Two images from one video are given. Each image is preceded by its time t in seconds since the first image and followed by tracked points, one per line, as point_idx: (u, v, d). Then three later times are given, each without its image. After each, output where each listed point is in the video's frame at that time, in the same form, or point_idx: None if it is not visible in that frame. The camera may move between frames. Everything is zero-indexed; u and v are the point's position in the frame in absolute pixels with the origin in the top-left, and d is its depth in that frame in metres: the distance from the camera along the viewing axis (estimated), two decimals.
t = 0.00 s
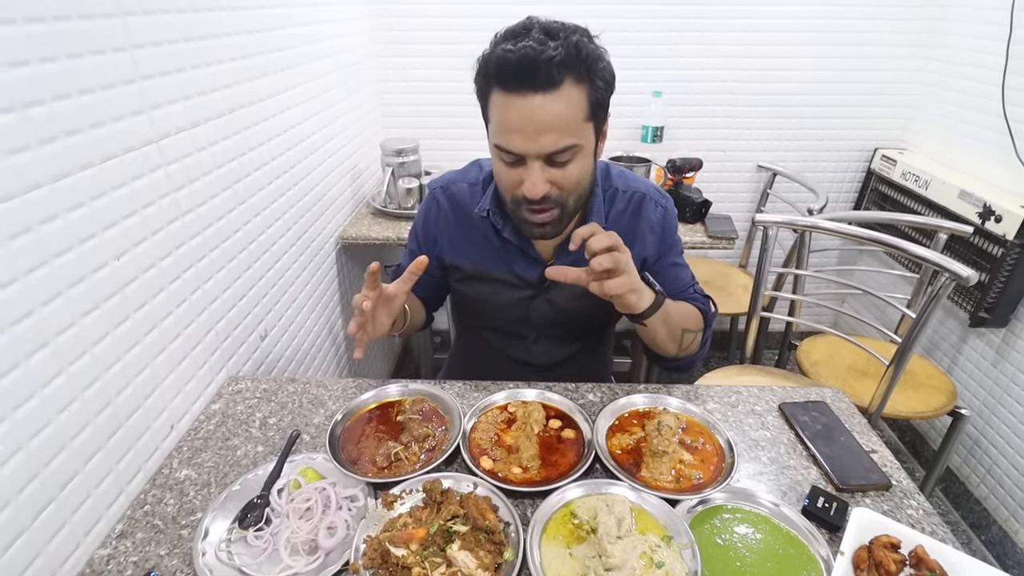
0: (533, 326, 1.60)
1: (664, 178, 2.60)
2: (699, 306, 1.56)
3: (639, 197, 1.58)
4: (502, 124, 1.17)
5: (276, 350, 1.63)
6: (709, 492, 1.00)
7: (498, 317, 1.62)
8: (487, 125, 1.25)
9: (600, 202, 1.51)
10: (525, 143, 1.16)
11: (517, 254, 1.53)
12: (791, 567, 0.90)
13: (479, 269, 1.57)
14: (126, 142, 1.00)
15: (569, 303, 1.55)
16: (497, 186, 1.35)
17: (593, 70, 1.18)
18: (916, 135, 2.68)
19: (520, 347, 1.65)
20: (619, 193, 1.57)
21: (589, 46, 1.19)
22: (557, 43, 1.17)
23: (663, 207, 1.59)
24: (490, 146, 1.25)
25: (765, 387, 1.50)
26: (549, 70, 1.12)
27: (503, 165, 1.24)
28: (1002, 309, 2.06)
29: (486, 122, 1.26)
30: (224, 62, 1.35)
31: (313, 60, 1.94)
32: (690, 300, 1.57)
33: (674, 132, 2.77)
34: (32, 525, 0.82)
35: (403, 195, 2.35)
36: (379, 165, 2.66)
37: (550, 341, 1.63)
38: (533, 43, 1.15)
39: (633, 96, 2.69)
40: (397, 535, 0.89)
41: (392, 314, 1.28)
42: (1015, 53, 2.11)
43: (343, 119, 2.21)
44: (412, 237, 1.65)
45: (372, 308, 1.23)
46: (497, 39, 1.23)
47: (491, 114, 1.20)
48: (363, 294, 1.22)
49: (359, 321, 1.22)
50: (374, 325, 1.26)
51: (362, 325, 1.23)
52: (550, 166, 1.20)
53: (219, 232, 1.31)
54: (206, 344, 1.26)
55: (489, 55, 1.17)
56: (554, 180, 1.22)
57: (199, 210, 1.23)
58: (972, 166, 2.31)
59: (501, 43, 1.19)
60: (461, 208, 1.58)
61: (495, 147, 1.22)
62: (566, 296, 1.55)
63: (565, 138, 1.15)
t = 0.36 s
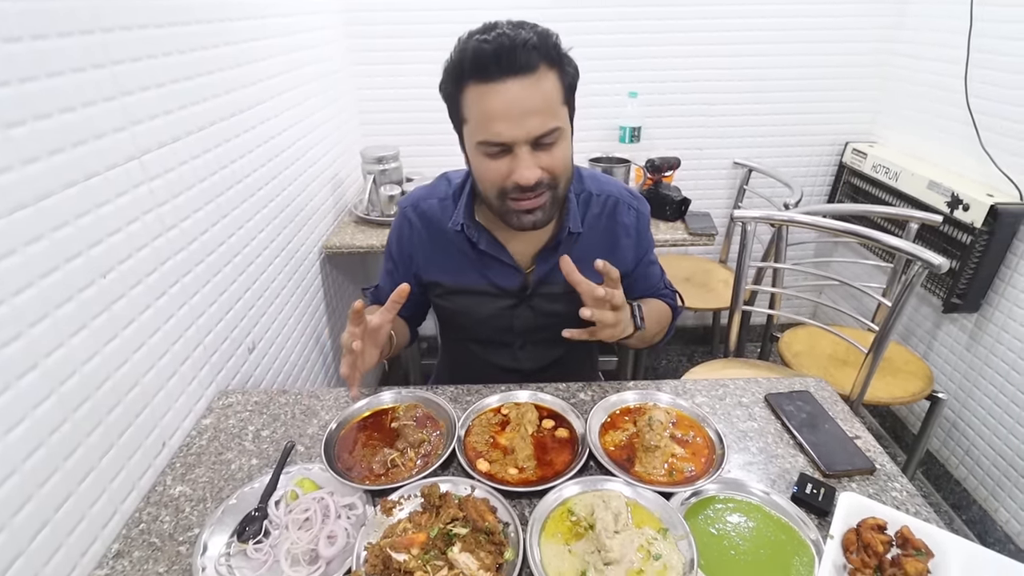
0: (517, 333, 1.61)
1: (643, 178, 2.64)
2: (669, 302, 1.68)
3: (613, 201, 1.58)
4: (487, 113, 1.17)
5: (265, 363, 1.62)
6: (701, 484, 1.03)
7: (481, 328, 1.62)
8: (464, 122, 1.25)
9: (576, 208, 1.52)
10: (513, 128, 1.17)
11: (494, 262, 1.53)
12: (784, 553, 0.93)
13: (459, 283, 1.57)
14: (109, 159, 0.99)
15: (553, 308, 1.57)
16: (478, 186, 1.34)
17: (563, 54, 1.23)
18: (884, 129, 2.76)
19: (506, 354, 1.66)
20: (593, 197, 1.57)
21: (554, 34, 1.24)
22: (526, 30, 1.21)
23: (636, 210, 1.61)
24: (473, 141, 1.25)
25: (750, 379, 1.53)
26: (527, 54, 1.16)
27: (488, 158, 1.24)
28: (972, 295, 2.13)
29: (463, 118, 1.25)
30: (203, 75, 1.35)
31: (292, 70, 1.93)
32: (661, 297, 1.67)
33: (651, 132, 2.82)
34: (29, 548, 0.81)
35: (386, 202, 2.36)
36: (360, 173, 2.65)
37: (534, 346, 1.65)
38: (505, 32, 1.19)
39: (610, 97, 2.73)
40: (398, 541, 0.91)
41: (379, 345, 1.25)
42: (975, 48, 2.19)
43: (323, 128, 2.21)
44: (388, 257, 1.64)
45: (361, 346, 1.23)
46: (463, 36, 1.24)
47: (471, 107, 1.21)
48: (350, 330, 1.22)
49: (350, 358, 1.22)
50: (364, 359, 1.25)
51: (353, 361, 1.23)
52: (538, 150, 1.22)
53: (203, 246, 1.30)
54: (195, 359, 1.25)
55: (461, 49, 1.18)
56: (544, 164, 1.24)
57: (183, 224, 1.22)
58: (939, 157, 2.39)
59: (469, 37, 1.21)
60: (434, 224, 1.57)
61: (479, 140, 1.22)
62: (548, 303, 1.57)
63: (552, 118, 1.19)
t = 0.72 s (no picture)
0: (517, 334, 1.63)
1: (661, 187, 2.63)
2: (673, 311, 1.62)
3: (612, 201, 1.59)
4: (491, 98, 1.21)
5: (275, 350, 1.65)
6: (692, 495, 1.02)
7: (482, 327, 1.64)
8: (467, 113, 1.29)
9: (574, 206, 1.53)
10: (520, 110, 1.21)
11: (495, 262, 1.55)
12: (770, 570, 0.92)
13: (461, 283, 1.59)
14: (133, 144, 1.03)
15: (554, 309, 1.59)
16: (482, 179, 1.36)
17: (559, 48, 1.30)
18: (914, 149, 2.70)
19: (505, 354, 1.68)
20: (592, 197, 1.58)
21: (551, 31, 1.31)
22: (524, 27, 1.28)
23: (636, 210, 1.61)
24: (479, 129, 1.27)
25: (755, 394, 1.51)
26: (528, 43, 1.22)
27: (493, 145, 1.27)
28: (996, 323, 2.08)
29: (467, 109, 1.29)
30: (231, 67, 1.39)
31: (319, 65, 1.98)
32: (665, 303, 1.63)
33: (673, 142, 2.81)
34: (33, 510, 0.84)
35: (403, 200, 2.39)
36: (380, 170, 2.69)
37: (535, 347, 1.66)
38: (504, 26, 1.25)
39: (633, 105, 2.73)
40: (385, 530, 0.92)
41: (382, 340, 1.29)
42: (1011, 69, 2.14)
43: (346, 124, 2.25)
44: (394, 254, 1.67)
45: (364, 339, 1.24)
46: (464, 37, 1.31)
47: (475, 96, 1.25)
48: (352, 324, 1.24)
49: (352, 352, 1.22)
50: (368, 353, 1.27)
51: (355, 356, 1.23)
52: (544, 133, 1.26)
53: (221, 232, 1.34)
54: (207, 341, 1.29)
55: (464, 41, 1.24)
56: (550, 148, 1.27)
57: (203, 210, 1.26)
58: (969, 180, 2.33)
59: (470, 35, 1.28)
60: (438, 224, 1.60)
61: (484, 126, 1.25)
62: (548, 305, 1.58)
63: (555, 101, 1.23)
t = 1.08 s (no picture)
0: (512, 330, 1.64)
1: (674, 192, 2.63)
2: (670, 318, 1.61)
3: (612, 205, 1.60)
4: (453, 137, 1.21)
5: (285, 343, 1.70)
6: (684, 498, 1.03)
7: (480, 322, 1.67)
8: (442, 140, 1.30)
9: (571, 208, 1.55)
10: (475, 154, 1.20)
11: (491, 260, 1.58)
12: None
13: (460, 279, 1.62)
14: (150, 140, 1.08)
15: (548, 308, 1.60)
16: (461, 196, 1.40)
17: (533, 78, 1.21)
18: (937, 157, 2.64)
19: (502, 350, 1.69)
20: (592, 201, 1.60)
21: (527, 57, 1.21)
22: (494, 56, 1.20)
23: (636, 215, 1.61)
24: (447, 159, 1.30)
25: (759, 401, 1.50)
26: (488, 84, 1.16)
27: (461, 176, 1.29)
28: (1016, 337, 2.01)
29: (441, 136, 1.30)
30: (248, 67, 1.43)
31: (336, 67, 2.02)
32: (662, 310, 1.62)
33: (689, 146, 2.79)
34: (44, 488, 0.89)
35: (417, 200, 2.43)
36: (396, 170, 2.74)
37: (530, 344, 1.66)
38: (470, 59, 1.19)
39: (649, 110, 2.73)
40: (378, 519, 0.95)
41: (379, 330, 1.32)
42: None
43: (362, 124, 2.29)
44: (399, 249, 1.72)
45: (358, 330, 1.29)
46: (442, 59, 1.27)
47: (443, 129, 1.25)
48: (349, 316, 1.28)
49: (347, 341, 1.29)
50: (362, 342, 1.31)
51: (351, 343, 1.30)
52: (504, 173, 1.23)
53: (234, 227, 1.37)
54: (217, 333, 1.33)
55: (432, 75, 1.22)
56: (511, 187, 1.26)
57: (217, 206, 1.30)
58: (992, 190, 2.28)
59: (444, 62, 1.24)
60: (439, 221, 1.63)
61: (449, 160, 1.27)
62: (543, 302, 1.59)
63: (513, 145, 1.19)
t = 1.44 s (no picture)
0: (516, 330, 1.64)
1: (680, 192, 2.62)
2: (674, 319, 1.62)
3: (617, 206, 1.60)
4: (458, 142, 1.21)
5: (290, 340, 1.71)
6: (684, 498, 1.02)
7: (484, 321, 1.67)
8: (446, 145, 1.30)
9: (576, 209, 1.54)
10: (481, 158, 1.19)
11: (495, 260, 1.58)
12: None
13: (464, 279, 1.63)
14: (158, 137, 1.09)
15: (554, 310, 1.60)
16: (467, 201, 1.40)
17: (536, 80, 1.21)
18: (948, 160, 2.62)
19: (506, 350, 1.70)
20: (597, 201, 1.59)
21: (528, 58, 1.21)
22: (496, 59, 1.20)
23: (642, 216, 1.61)
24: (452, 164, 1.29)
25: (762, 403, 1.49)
26: (491, 87, 1.15)
27: (466, 180, 1.29)
28: None
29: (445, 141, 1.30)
30: (256, 65, 1.44)
31: (344, 66, 2.03)
32: (666, 312, 1.62)
33: (696, 147, 2.78)
34: (49, 480, 0.90)
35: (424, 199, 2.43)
36: (402, 170, 2.75)
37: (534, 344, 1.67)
38: (473, 63, 1.19)
39: (656, 110, 2.72)
40: (378, 515, 0.95)
41: (385, 330, 1.33)
42: None
43: (369, 123, 2.30)
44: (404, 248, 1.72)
45: (364, 329, 1.27)
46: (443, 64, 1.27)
47: (447, 134, 1.25)
48: (353, 315, 1.27)
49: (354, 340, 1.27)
50: (369, 341, 1.31)
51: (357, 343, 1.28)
52: (511, 176, 1.23)
53: (241, 224, 1.38)
54: (222, 329, 1.33)
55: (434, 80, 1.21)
56: (517, 189, 1.25)
57: (223, 202, 1.31)
58: (1004, 192, 2.25)
59: (445, 67, 1.23)
60: (444, 221, 1.63)
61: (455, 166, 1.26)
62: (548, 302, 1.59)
63: (519, 148, 1.19)
